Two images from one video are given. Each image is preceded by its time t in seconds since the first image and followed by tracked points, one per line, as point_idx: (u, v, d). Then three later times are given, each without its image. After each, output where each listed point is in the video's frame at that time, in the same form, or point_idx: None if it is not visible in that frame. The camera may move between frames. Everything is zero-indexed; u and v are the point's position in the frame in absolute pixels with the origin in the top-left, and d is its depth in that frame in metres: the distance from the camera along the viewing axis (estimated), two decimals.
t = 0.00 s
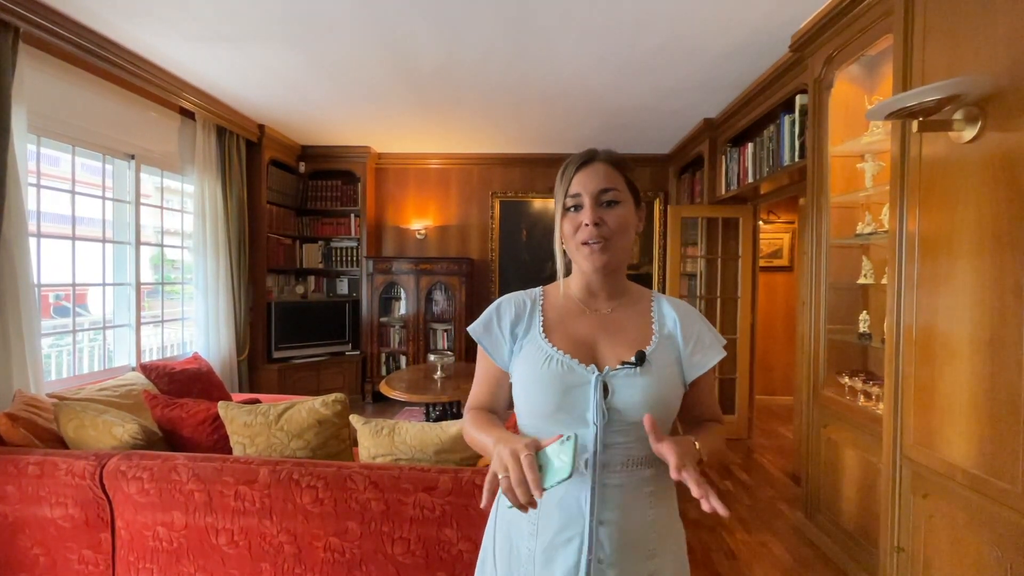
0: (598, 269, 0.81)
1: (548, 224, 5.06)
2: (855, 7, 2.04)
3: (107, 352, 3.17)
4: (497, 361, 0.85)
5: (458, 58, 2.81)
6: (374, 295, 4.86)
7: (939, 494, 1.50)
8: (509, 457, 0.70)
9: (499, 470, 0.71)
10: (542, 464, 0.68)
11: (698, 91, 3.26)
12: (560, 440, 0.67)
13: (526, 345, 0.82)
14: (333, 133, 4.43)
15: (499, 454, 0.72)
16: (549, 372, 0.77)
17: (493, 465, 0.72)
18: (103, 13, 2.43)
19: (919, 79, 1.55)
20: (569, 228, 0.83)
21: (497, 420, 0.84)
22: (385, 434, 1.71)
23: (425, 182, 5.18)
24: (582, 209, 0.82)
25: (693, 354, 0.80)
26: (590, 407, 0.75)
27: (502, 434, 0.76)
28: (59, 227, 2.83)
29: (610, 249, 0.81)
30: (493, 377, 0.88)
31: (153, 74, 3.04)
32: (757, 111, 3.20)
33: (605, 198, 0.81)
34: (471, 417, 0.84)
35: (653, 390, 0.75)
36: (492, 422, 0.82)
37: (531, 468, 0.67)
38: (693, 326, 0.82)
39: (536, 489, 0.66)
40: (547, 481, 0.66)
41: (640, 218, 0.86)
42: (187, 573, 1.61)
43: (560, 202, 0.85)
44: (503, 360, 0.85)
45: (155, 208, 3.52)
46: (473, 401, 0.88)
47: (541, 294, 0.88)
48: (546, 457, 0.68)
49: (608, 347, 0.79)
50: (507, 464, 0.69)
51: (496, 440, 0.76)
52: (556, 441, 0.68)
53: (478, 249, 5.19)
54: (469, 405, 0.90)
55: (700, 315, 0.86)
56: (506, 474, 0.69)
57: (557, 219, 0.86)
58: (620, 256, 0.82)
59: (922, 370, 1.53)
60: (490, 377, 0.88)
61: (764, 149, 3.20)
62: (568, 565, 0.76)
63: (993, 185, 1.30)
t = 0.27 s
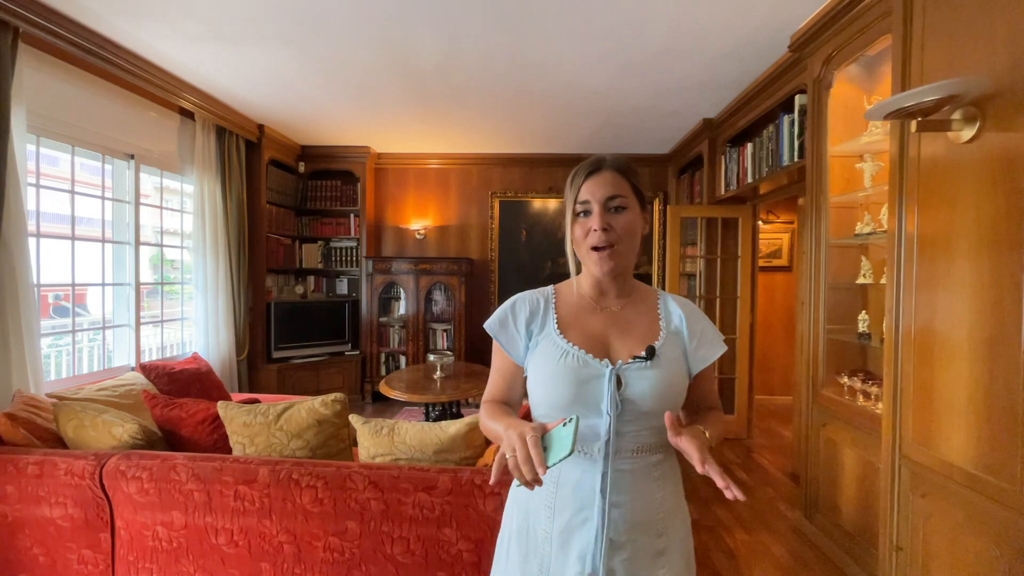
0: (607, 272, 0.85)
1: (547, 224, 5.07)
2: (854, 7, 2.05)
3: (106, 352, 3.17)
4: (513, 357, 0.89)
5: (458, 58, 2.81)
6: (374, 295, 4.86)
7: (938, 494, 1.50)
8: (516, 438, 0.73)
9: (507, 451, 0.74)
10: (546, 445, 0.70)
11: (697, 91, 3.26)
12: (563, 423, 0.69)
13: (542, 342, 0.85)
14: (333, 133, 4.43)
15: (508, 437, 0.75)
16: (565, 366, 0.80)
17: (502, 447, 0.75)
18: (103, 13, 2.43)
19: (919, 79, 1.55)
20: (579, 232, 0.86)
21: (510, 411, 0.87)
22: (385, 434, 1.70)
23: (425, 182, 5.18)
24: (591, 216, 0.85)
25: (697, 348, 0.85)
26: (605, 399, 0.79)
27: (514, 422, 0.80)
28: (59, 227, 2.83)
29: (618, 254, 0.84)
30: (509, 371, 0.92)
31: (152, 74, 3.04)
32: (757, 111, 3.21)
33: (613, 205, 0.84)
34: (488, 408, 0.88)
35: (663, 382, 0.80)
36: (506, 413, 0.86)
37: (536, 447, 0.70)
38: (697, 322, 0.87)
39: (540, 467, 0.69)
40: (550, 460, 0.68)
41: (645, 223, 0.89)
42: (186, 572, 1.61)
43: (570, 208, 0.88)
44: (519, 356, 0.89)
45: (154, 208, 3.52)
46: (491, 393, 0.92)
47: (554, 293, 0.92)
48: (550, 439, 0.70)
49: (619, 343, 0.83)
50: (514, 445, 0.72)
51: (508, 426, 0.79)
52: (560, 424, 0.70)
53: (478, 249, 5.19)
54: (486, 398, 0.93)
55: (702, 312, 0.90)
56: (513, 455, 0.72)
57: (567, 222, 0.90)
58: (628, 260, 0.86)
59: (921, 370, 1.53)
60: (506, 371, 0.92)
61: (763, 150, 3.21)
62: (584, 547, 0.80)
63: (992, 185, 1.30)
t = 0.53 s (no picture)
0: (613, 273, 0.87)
1: (547, 224, 5.07)
2: (853, 7, 2.05)
3: (105, 352, 3.17)
4: (524, 354, 0.91)
5: (457, 58, 2.81)
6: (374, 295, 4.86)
7: (938, 493, 1.50)
8: (543, 434, 0.76)
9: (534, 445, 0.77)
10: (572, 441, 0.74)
11: (696, 91, 3.26)
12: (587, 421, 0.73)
13: (551, 341, 0.87)
14: (332, 133, 4.43)
15: (534, 431, 0.78)
16: (572, 365, 0.82)
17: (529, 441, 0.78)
18: (102, 12, 2.43)
19: (918, 79, 1.56)
20: (585, 236, 0.88)
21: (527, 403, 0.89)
22: (384, 434, 1.70)
23: (424, 182, 5.18)
24: (596, 219, 0.86)
25: (697, 344, 0.86)
26: (609, 396, 0.81)
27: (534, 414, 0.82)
28: (58, 227, 2.83)
29: (623, 256, 0.85)
30: (521, 367, 0.93)
31: (152, 74, 3.04)
32: (756, 111, 3.21)
33: (617, 209, 0.85)
34: (504, 402, 0.90)
35: (663, 378, 0.81)
36: (522, 406, 0.88)
37: (563, 444, 0.73)
38: (697, 320, 0.87)
39: (568, 462, 0.72)
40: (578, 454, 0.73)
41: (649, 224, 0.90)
42: (186, 572, 1.61)
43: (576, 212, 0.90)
44: (531, 353, 0.90)
45: (153, 208, 3.52)
46: (507, 386, 0.93)
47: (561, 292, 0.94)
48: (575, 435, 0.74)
49: (622, 341, 0.85)
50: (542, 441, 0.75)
51: (529, 420, 0.81)
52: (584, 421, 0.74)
53: (477, 249, 5.19)
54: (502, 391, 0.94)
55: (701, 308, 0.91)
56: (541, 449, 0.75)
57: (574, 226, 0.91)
58: (633, 261, 0.87)
59: (920, 369, 1.53)
60: (518, 366, 0.94)
61: (762, 150, 3.21)
62: (597, 526, 0.82)
63: (991, 185, 1.30)
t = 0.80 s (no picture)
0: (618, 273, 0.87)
1: (546, 224, 5.07)
2: (853, 7, 2.05)
3: (105, 352, 3.17)
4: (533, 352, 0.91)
5: (457, 58, 2.81)
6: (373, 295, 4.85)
7: (937, 493, 1.50)
8: (572, 428, 0.78)
9: (566, 439, 0.79)
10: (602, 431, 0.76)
11: (696, 91, 3.26)
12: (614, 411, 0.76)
13: (559, 338, 0.87)
14: (332, 133, 4.43)
15: (562, 426, 0.80)
16: (580, 363, 0.83)
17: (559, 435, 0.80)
18: (102, 12, 2.43)
19: (917, 80, 1.56)
20: (591, 236, 0.88)
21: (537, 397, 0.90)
22: (384, 434, 1.70)
23: (424, 182, 5.18)
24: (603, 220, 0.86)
25: (698, 342, 0.86)
26: (614, 391, 0.82)
27: (555, 409, 0.83)
28: (58, 227, 2.83)
29: (628, 256, 0.85)
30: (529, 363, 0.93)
31: (151, 74, 3.04)
32: (756, 111, 3.21)
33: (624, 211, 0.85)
34: (513, 399, 0.91)
35: (665, 375, 0.82)
36: (533, 400, 0.88)
37: (596, 436, 0.76)
38: (700, 318, 0.88)
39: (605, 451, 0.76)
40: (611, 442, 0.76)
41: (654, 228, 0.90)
42: (186, 572, 1.61)
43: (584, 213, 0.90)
44: (540, 350, 0.90)
45: (153, 208, 3.52)
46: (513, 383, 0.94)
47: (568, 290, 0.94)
48: (604, 424, 0.76)
49: (627, 340, 0.85)
50: (573, 435, 0.77)
51: (552, 415, 0.82)
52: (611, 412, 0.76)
53: (477, 249, 5.19)
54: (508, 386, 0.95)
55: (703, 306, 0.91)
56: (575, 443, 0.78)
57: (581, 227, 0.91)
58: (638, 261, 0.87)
59: (919, 369, 1.53)
60: (525, 362, 0.94)
61: (762, 150, 3.21)
62: (603, 512, 0.85)
63: (991, 185, 1.30)
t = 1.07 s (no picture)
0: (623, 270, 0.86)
1: (546, 224, 5.07)
2: (852, 7, 2.05)
3: (104, 352, 3.17)
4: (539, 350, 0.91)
5: (457, 58, 2.81)
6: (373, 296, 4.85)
7: (937, 492, 1.50)
8: (602, 426, 0.77)
9: (596, 437, 0.78)
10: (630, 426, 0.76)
11: (695, 92, 3.26)
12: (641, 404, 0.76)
13: (566, 337, 0.87)
14: (332, 133, 4.43)
15: (589, 425, 0.79)
16: (587, 362, 0.83)
17: (588, 434, 0.79)
18: (101, 12, 2.42)
19: (917, 80, 1.56)
20: (597, 233, 0.88)
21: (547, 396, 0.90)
22: (383, 434, 1.71)
23: (424, 182, 5.18)
24: (607, 217, 0.86)
25: (701, 343, 0.87)
26: (619, 390, 0.82)
27: (575, 407, 0.83)
28: (58, 227, 2.83)
29: (633, 253, 0.85)
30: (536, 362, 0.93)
31: (151, 74, 3.04)
32: (755, 111, 3.21)
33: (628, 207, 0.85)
34: (521, 399, 0.91)
35: (669, 375, 0.83)
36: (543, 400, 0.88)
37: (627, 430, 0.75)
38: (704, 319, 0.88)
39: (639, 446, 0.75)
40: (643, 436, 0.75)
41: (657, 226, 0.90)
42: (185, 572, 1.61)
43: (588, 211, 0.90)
44: (547, 349, 0.90)
45: (152, 208, 3.51)
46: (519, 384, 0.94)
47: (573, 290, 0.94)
48: (632, 419, 0.76)
49: (632, 340, 0.85)
50: (603, 432, 0.77)
51: (575, 414, 0.82)
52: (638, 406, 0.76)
53: (477, 249, 5.19)
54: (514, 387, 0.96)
55: (707, 306, 0.92)
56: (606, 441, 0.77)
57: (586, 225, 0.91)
58: (643, 259, 0.87)
59: (919, 368, 1.53)
60: (530, 361, 0.94)
61: (761, 150, 3.21)
62: (604, 507, 0.85)
63: (990, 186, 1.30)
